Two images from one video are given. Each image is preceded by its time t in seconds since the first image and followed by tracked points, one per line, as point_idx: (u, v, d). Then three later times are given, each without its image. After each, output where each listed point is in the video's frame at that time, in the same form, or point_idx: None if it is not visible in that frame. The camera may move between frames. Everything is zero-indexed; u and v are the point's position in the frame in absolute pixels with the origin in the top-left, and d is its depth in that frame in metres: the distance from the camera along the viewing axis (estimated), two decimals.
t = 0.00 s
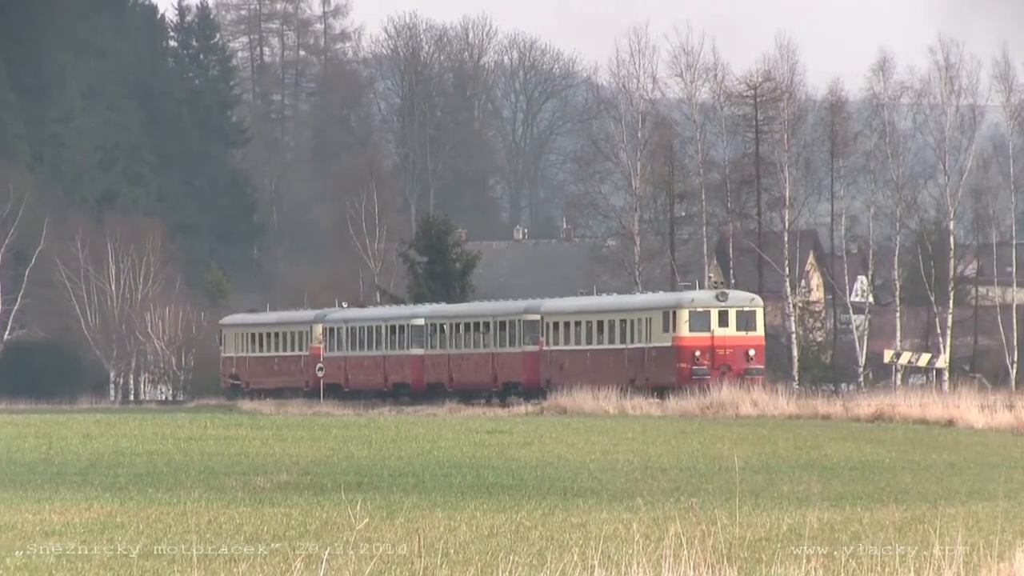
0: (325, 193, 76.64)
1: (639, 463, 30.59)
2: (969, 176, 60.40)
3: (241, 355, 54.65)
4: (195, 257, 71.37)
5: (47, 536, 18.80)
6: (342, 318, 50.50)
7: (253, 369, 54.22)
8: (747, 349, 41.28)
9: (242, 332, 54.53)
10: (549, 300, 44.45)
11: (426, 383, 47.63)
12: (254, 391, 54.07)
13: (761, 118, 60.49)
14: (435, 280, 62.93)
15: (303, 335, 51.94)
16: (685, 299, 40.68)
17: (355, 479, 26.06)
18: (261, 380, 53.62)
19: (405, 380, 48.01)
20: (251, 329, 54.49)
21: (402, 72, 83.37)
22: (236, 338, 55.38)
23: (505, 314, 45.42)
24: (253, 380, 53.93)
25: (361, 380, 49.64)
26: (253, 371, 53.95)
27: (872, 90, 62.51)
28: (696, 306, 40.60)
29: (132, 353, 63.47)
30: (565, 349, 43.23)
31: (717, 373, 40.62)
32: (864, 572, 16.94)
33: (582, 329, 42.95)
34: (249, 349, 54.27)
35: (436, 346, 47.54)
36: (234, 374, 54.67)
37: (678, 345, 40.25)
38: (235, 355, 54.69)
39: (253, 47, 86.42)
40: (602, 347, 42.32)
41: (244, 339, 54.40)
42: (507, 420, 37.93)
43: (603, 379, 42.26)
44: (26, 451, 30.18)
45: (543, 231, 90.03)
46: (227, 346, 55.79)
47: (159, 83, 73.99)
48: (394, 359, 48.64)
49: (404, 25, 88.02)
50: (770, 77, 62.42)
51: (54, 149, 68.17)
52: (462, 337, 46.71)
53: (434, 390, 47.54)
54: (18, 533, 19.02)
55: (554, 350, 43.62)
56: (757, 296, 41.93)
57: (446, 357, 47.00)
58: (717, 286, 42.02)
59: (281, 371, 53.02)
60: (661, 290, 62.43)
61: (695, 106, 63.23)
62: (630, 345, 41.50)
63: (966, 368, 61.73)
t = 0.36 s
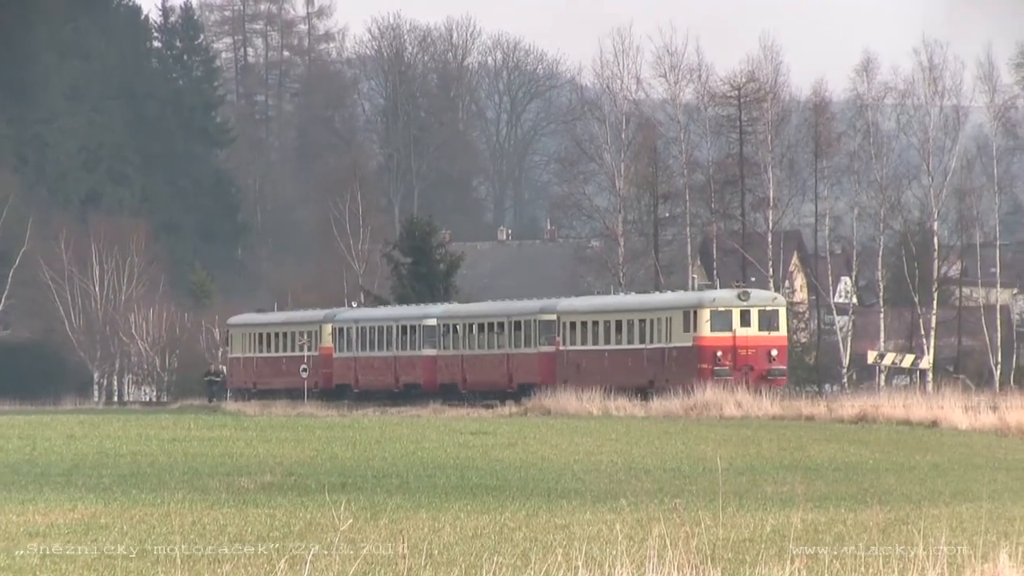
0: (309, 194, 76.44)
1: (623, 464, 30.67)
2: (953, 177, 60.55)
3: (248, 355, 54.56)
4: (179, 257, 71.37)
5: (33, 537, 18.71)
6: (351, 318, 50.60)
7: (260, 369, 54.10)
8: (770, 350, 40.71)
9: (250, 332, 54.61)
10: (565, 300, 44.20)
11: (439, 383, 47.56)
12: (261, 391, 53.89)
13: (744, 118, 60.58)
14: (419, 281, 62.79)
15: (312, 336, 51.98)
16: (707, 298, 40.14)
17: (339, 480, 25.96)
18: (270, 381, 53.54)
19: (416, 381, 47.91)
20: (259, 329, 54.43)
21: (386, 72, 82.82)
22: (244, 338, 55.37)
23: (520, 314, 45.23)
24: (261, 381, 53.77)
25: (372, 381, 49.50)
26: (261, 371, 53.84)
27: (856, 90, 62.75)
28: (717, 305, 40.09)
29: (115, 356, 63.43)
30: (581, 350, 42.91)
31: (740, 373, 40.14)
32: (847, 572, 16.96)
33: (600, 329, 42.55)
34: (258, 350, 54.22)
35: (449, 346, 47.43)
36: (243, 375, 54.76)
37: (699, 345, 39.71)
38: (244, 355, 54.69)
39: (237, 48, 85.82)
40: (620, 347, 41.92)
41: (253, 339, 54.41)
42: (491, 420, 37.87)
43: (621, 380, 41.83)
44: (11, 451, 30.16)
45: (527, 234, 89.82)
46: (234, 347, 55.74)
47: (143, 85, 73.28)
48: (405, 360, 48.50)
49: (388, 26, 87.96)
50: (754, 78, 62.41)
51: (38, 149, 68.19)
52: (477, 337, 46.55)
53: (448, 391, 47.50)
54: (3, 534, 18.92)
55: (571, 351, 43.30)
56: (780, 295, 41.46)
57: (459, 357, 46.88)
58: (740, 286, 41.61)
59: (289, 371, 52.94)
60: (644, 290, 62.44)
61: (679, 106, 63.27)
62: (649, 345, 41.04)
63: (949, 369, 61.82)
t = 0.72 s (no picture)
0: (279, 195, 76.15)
1: (592, 465, 30.73)
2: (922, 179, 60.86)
3: (242, 356, 54.24)
4: (149, 258, 70.99)
5: (3, 538, 18.57)
6: (347, 319, 50.11)
7: (253, 370, 53.85)
8: (779, 351, 40.56)
9: (244, 333, 54.38)
10: (568, 300, 43.92)
11: (437, 385, 47.19)
12: (254, 392, 53.71)
13: (714, 120, 60.74)
14: (389, 282, 62.70)
15: (308, 336, 51.67)
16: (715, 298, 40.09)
17: (309, 481, 25.83)
18: (264, 381, 53.27)
19: (415, 381, 47.62)
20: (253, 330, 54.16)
21: (356, 73, 83.21)
22: (237, 339, 55.10)
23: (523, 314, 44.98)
24: (254, 382, 53.53)
25: (369, 383, 49.15)
26: (254, 372, 53.60)
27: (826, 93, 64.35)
28: (725, 305, 39.96)
29: (85, 356, 63.85)
30: (585, 350, 42.64)
31: (747, 374, 40.05)
32: (815, 571, 17.00)
33: (605, 329, 42.41)
34: (251, 351, 54.00)
35: (448, 346, 47.12)
36: (235, 376, 54.44)
37: (707, 345, 39.65)
38: (237, 356, 54.45)
39: (206, 49, 84.93)
40: (625, 347, 41.67)
41: (247, 339, 54.20)
42: (461, 422, 37.76)
43: (625, 379, 41.62)
44: None
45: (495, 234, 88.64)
46: (228, 347, 55.58)
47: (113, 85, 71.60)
48: (404, 360, 48.20)
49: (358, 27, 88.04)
50: (723, 79, 62.49)
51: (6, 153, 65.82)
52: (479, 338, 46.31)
53: (446, 392, 47.10)
54: None
55: (575, 351, 42.98)
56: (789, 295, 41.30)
57: (459, 358, 46.59)
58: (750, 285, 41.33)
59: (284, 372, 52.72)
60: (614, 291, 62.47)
61: (649, 108, 63.37)
62: (655, 346, 40.90)
63: (918, 370, 62.03)
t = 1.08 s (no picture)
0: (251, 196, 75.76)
1: (565, 465, 30.68)
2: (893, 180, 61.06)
3: (238, 357, 53.95)
4: (120, 259, 70.56)
5: None
6: (347, 318, 49.95)
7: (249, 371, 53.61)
8: (793, 350, 39.67)
9: (239, 333, 54.08)
10: (574, 299, 43.39)
11: (440, 386, 46.65)
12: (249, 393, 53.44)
13: (686, 120, 60.68)
14: (360, 283, 62.49)
15: (307, 336, 51.38)
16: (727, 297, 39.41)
17: (280, 482, 25.64)
18: (260, 383, 52.95)
19: (417, 382, 47.06)
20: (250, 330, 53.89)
21: (327, 74, 82.36)
22: (232, 340, 54.78)
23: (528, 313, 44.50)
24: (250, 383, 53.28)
25: (370, 383, 48.71)
26: (250, 373, 53.32)
27: (797, 93, 64.38)
28: (737, 304, 39.27)
29: (56, 357, 63.59)
30: (593, 350, 42.14)
31: (760, 374, 39.29)
32: (788, 571, 17.01)
33: (612, 329, 41.84)
34: (246, 351, 53.77)
35: (451, 346, 46.58)
36: (230, 377, 54.09)
37: (719, 346, 39.01)
38: (232, 357, 54.20)
39: (178, 50, 85.80)
40: (633, 347, 41.13)
41: (241, 339, 53.95)
42: (432, 423, 37.61)
43: (633, 379, 41.01)
44: None
45: (469, 234, 88.62)
46: (223, 348, 55.33)
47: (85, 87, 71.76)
48: (405, 360, 47.64)
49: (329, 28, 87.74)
50: (695, 80, 62.47)
51: None
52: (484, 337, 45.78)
53: (449, 392, 46.59)
54: None
55: (582, 351, 42.45)
56: (804, 293, 40.31)
57: (462, 359, 46.09)
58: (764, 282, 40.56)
59: (281, 374, 52.45)
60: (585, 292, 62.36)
61: (620, 108, 63.37)
62: (665, 345, 40.31)
63: (890, 371, 62.08)
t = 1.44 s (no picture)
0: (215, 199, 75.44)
1: (528, 467, 30.59)
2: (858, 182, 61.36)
3: (229, 358, 53.93)
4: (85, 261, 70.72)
5: None
6: (341, 318, 49.60)
7: (241, 373, 53.47)
8: (801, 350, 39.03)
9: (230, 334, 53.92)
10: (575, 299, 42.89)
11: (436, 387, 46.37)
12: (241, 395, 53.28)
13: (651, 122, 60.75)
14: (326, 286, 62.25)
15: (299, 336, 51.04)
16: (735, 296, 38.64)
17: (245, 484, 25.50)
18: (251, 384, 52.88)
19: (413, 383, 46.73)
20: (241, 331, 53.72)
21: (292, 76, 82.19)
22: (223, 341, 54.60)
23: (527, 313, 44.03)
24: (242, 385, 53.12)
25: (365, 384, 48.42)
26: (242, 375, 53.17)
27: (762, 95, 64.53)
28: (745, 303, 38.54)
29: (21, 358, 64.59)
30: (596, 350, 41.64)
31: (768, 374, 38.60)
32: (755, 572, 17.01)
33: (616, 328, 41.30)
34: (237, 352, 53.64)
35: (449, 346, 46.27)
36: (222, 378, 54.04)
37: (726, 345, 38.26)
38: (223, 358, 54.02)
39: (142, 51, 82.62)
40: (636, 347, 40.54)
41: (232, 340, 53.83)
42: (397, 424, 37.54)
43: (637, 379, 40.42)
44: None
45: (433, 234, 89.01)
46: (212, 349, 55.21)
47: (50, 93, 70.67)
48: (401, 361, 47.23)
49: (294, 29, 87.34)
50: (659, 82, 62.54)
51: None
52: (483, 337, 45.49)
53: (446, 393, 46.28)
54: None
55: (584, 351, 41.99)
56: (812, 292, 39.60)
57: (460, 360, 45.73)
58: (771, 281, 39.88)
59: (271, 373, 52.23)
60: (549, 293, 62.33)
61: (585, 110, 63.65)
62: (670, 345, 39.67)
63: (854, 371, 62.27)
